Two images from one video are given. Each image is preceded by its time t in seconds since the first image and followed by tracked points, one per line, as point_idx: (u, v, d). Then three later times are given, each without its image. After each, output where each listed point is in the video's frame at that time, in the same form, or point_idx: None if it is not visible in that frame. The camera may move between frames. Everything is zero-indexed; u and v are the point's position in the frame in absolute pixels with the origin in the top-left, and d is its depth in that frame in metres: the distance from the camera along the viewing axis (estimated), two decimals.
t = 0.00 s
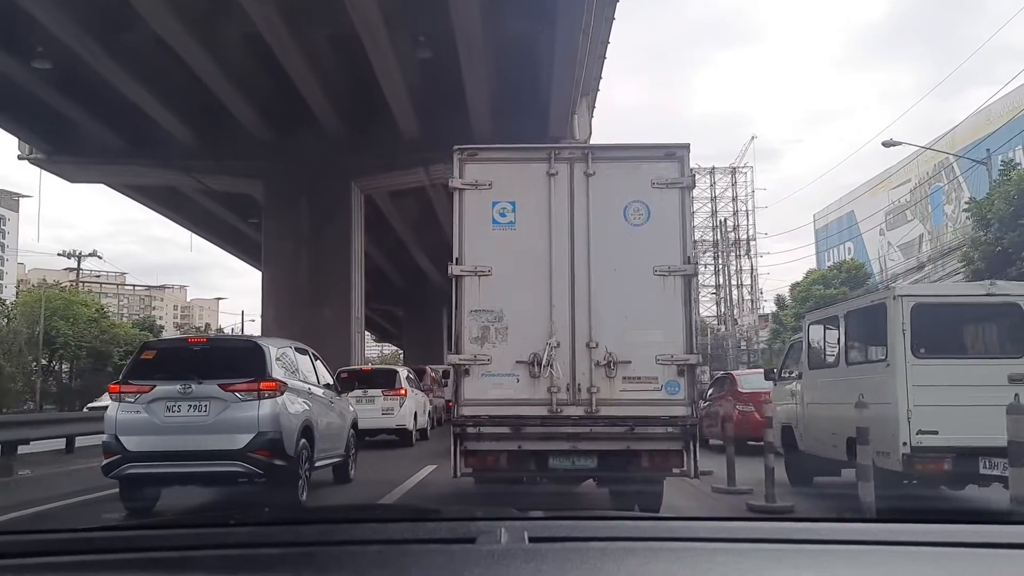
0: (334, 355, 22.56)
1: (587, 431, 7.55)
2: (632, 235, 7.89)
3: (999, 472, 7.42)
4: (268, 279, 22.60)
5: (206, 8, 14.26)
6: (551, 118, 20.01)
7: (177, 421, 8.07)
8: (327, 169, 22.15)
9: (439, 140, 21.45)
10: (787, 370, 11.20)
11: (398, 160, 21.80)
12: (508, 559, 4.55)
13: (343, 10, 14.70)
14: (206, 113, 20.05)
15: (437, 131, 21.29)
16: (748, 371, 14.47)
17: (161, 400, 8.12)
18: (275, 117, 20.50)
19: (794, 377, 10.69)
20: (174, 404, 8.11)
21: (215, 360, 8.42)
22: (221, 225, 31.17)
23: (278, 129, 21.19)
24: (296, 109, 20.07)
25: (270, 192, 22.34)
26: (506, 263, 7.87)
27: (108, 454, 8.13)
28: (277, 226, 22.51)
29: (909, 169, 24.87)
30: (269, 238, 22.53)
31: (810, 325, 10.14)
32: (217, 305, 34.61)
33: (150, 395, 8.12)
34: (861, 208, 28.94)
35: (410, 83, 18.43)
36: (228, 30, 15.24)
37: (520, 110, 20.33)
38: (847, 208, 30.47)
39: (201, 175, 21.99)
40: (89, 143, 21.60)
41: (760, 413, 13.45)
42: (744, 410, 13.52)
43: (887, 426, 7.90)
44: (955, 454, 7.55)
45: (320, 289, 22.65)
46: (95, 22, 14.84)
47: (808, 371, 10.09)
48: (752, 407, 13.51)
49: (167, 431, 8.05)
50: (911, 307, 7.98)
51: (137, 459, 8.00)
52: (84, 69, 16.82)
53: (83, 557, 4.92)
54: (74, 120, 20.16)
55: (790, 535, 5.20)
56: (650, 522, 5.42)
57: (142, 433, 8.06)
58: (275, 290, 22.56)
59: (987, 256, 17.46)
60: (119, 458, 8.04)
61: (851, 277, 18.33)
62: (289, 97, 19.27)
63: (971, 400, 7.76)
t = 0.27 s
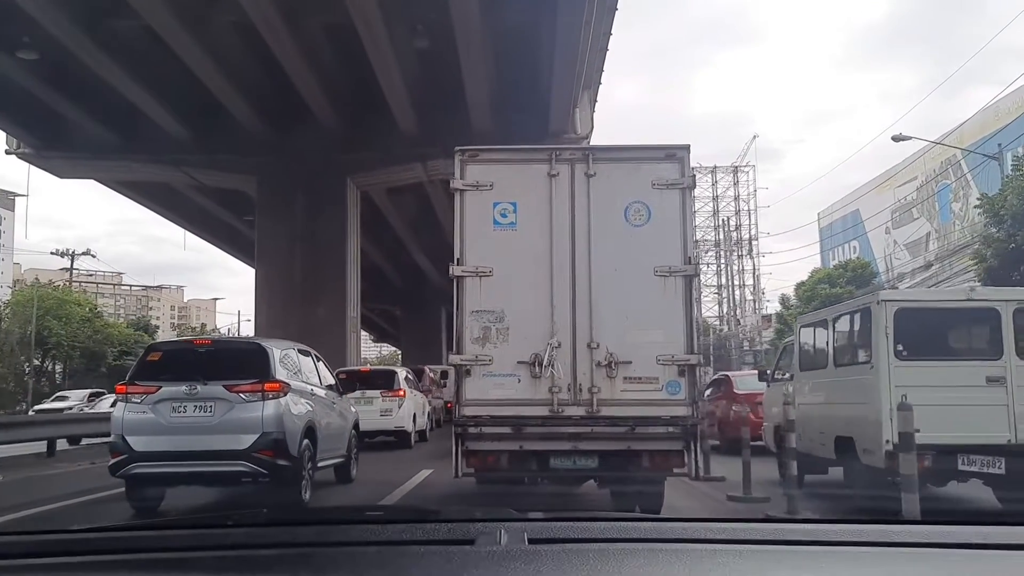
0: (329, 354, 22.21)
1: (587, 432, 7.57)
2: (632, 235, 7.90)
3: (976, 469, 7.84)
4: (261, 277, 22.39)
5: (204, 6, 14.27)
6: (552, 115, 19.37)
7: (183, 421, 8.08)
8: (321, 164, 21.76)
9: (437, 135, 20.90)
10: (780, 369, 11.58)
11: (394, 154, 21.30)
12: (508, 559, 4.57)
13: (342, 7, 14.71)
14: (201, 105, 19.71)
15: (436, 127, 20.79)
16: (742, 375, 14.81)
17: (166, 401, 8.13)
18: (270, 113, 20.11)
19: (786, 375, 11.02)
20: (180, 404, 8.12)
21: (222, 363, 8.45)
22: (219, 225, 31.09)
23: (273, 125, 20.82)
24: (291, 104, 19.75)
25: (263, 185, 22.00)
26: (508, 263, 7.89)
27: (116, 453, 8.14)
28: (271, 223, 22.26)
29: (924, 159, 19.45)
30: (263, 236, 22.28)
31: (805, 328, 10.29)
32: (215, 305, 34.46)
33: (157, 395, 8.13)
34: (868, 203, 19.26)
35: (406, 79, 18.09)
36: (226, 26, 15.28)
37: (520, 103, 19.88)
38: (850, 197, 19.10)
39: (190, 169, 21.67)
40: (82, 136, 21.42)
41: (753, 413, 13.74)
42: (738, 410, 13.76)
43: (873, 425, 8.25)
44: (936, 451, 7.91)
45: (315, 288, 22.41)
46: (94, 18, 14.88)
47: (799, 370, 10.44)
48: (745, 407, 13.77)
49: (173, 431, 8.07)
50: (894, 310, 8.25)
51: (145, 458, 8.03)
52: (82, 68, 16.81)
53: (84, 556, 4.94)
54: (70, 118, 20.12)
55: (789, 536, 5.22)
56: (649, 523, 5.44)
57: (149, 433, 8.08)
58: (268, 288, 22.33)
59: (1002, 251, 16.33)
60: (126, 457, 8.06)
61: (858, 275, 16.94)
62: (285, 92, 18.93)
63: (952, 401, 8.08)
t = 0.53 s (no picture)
0: (328, 353, 21.71)
1: (588, 431, 7.64)
2: (633, 237, 7.97)
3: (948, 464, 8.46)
4: (257, 275, 21.75)
5: (205, 9, 14.36)
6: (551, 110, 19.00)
7: (189, 420, 8.15)
8: (317, 159, 21.26)
9: (434, 129, 20.41)
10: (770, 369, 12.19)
11: (391, 149, 20.76)
12: (507, 558, 4.64)
13: (341, 7, 14.74)
14: (196, 100, 19.33)
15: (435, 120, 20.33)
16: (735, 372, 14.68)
17: (173, 400, 8.20)
18: (264, 106, 19.76)
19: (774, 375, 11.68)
20: (186, 404, 8.19)
21: (228, 362, 8.52)
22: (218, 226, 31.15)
23: (269, 119, 20.45)
24: (285, 95, 19.38)
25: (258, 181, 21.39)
26: (510, 264, 7.95)
27: (123, 452, 8.21)
28: (266, 220, 21.68)
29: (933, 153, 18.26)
30: (259, 232, 21.69)
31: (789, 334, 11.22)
32: (215, 303, 34.58)
33: (163, 395, 8.19)
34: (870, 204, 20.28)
35: (405, 74, 17.91)
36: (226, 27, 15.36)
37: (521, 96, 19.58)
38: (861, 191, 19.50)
39: (187, 165, 21.16)
40: (74, 134, 20.89)
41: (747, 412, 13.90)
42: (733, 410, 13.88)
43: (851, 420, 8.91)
44: (913, 446, 8.56)
45: (312, 285, 21.85)
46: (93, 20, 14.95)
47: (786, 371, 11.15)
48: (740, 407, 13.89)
49: (179, 430, 8.14)
50: (872, 315, 8.94)
51: (152, 457, 8.09)
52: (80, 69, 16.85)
53: (87, 556, 5.02)
54: (67, 118, 19.96)
55: (784, 536, 5.28)
56: (647, 522, 5.51)
57: (156, 432, 8.15)
58: (264, 286, 21.70)
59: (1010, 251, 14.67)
60: (133, 456, 8.13)
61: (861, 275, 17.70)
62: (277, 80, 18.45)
63: (927, 399, 8.70)
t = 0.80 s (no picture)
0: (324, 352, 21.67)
1: (588, 430, 7.68)
2: (634, 238, 8.01)
3: (924, 459, 9.16)
4: (252, 276, 21.51)
5: (205, 12, 14.36)
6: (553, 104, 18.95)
7: (192, 421, 8.19)
8: (312, 153, 20.75)
9: (432, 123, 20.21)
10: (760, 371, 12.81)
11: (389, 144, 20.31)
12: (507, 559, 4.67)
13: (341, 7, 14.68)
14: (183, 92, 18.47)
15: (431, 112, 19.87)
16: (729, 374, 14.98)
17: (176, 401, 8.23)
18: (256, 98, 19.07)
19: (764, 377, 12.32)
20: (189, 404, 8.22)
21: (231, 362, 8.56)
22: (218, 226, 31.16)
23: (261, 113, 19.78)
24: (277, 87, 18.70)
25: (252, 177, 21.19)
26: (512, 265, 7.99)
27: (127, 452, 8.25)
28: (261, 217, 21.49)
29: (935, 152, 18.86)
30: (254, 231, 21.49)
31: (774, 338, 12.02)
32: (215, 303, 34.58)
33: (167, 395, 8.23)
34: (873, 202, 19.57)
35: (403, 72, 17.76)
36: (225, 28, 15.35)
37: (522, 89, 19.35)
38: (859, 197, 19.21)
39: (181, 161, 20.62)
40: (62, 127, 20.05)
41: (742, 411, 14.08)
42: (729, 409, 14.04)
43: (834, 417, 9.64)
44: (890, 442, 9.28)
45: (308, 284, 21.64)
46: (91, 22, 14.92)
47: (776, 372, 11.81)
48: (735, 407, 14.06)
49: (183, 431, 8.18)
50: (851, 320, 9.63)
51: (155, 457, 8.13)
52: (80, 72, 16.84)
53: (89, 556, 5.06)
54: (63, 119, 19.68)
55: (783, 536, 5.33)
56: (646, 522, 5.55)
57: (159, 433, 8.19)
58: (259, 286, 21.51)
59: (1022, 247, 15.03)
60: (137, 456, 8.18)
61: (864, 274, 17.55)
62: (268, 72, 17.80)
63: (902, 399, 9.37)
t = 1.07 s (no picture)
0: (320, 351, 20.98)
1: (590, 430, 7.70)
2: (635, 238, 8.02)
3: (903, 455, 9.45)
4: (246, 273, 20.86)
5: (204, 12, 14.32)
6: (554, 98, 18.61)
7: (194, 421, 8.20)
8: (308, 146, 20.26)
9: (430, 117, 19.65)
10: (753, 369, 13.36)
11: (385, 139, 19.93)
12: (506, 559, 4.69)
13: (340, 7, 14.64)
14: (181, 88, 17.91)
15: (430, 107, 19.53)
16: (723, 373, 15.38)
17: (178, 401, 8.25)
18: (253, 93, 18.48)
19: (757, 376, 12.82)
20: (191, 404, 8.24)
21: (233, 363, 8.58)
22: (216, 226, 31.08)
23: (257, 106, 19.18)
24: (276, 82, 18.21)
25: (248, 174, 20.44)
26: (514, 265, 8.00)
27: (128, 452, 8.25)
28: (256, 215, 20.74)
29: (940, 149, 18.42)
30: (248, 227, 20.80)
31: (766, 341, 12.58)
32: (213, 303, 34.54)
33: (169, 396, 8.25)
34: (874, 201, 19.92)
35: (403, 69, 17.58)
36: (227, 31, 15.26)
37: (522, 82, 19.06)
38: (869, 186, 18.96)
39: (174, 156, 19.84)
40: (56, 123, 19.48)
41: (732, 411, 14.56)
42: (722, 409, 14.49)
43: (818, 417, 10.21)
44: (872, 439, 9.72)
45: (304, 281, 21.04)
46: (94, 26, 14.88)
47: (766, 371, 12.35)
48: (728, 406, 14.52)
49: (184, 431, 8.19)
50: (835, 323, 10.19)
51: (157, 457, 8.14)
52: (78, 73, 16.72)
53: (91, 556, 5.07)
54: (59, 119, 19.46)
55: (781, 536, 5.34)
56: (645, 522, 5.57)
57: (161, 433, 8.20)
58: (252, 283, 20.87)
59: None
60: (138, 456, 8.20)
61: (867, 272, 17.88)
62: (266, 69, 17.31)
63: (882, 398, 9.91)
